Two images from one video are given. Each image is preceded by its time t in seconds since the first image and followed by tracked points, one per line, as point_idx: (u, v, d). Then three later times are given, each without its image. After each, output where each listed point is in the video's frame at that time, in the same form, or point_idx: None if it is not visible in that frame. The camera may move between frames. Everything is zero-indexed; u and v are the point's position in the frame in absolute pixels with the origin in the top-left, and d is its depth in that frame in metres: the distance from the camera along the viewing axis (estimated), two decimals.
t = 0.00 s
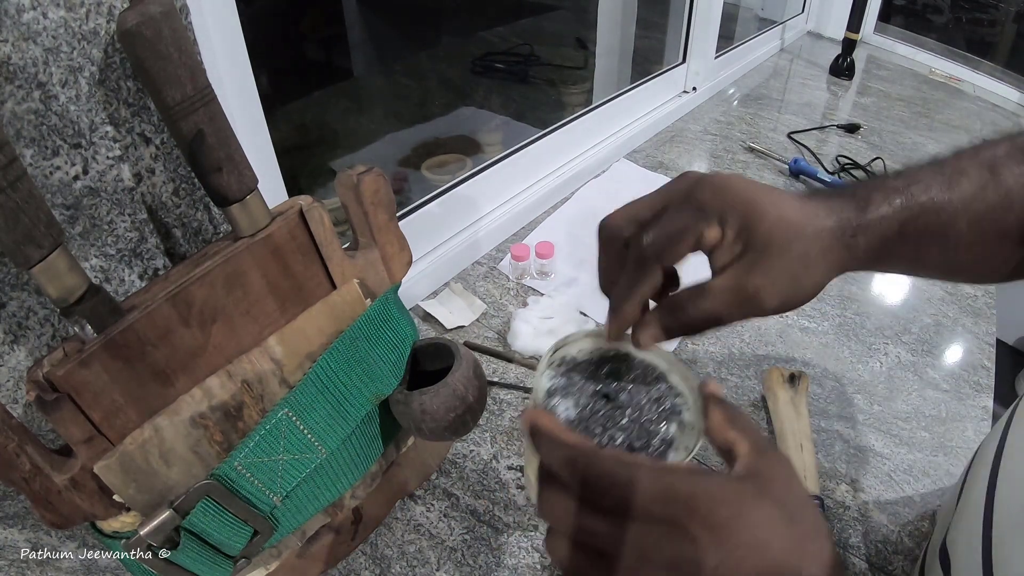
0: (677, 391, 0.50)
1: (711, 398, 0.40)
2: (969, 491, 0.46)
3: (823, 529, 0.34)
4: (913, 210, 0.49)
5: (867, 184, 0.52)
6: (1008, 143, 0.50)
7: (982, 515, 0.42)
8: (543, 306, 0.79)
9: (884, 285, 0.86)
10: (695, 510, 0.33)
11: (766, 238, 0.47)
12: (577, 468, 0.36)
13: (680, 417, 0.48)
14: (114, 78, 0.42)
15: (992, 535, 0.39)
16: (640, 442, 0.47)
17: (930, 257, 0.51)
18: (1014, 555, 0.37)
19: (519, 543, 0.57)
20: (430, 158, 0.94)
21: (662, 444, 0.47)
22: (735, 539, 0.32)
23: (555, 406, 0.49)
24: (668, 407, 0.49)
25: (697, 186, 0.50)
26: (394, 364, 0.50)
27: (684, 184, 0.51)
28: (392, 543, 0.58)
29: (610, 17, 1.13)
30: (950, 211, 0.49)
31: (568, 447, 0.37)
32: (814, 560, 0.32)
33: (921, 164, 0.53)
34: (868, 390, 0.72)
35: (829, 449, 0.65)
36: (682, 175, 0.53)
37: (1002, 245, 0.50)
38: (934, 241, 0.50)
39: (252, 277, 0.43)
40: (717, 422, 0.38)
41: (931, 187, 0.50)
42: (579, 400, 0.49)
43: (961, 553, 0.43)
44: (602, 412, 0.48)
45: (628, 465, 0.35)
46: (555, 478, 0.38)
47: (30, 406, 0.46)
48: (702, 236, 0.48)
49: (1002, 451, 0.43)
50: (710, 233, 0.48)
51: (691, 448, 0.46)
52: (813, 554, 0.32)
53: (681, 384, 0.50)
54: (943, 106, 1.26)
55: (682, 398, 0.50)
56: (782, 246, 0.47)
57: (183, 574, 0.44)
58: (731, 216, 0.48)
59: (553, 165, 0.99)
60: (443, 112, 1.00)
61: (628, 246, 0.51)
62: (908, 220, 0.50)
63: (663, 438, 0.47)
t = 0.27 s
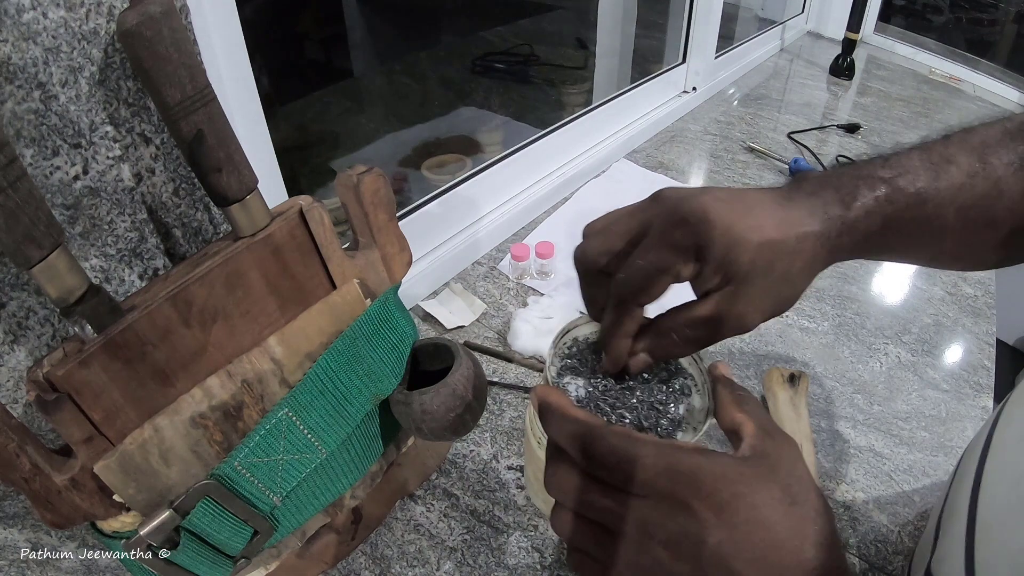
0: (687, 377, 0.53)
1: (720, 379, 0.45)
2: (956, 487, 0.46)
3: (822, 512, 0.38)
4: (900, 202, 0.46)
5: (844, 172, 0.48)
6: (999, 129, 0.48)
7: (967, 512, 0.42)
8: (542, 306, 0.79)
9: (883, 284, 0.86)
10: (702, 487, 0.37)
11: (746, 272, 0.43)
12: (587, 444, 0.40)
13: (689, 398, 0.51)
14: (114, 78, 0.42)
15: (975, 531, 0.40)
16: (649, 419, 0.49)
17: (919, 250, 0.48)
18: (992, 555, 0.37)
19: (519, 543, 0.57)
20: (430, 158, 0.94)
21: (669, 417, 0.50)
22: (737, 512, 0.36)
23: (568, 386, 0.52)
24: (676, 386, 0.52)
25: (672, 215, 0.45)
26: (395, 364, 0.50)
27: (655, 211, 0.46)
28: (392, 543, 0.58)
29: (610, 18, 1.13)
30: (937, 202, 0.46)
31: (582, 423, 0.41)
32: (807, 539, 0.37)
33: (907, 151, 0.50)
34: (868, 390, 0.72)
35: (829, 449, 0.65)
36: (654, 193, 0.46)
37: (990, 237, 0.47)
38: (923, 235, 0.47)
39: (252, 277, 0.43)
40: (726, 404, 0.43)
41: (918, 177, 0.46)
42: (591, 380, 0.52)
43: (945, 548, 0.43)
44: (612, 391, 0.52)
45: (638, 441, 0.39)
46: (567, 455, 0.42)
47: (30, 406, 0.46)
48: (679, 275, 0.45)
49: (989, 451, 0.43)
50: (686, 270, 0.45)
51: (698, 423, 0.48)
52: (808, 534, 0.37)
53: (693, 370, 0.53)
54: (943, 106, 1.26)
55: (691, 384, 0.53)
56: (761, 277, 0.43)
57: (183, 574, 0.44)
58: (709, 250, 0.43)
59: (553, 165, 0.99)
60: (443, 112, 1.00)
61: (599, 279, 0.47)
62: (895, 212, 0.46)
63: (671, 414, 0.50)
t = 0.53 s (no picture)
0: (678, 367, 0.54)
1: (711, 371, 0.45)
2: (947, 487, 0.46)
3: (807, 504, 0.38)
4: (893, 190, 0.45)
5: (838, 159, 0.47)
6: (997, 125, 0.48)
7: (955, 513, 0.42)
8: (543, 306, 0.79)
9: (883, 284, 0.86)
10: (682, 476, 0.37)
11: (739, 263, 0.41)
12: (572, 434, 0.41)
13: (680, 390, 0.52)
14: (114, 78, 0.42)
15: (963, 533, 0.40)
16: (640, 410, 0.50)
17: (909, 236, 0.48)
18: (983, 552, 0.37)
19: (518, 543, 0.57)
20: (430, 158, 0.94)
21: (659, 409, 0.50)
22: (720, 502, 0.36)
23: (559, 377, 0.52)
24: (667, 378, 0.53)
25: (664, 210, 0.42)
26: (395, 363, 0.50)
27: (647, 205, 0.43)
28: (392, 543, 0.58)
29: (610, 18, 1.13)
30: (931, 192, 0.45)
31: (567, 413, 0.41)
32: (790, 531, 0.37)
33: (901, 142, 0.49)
34: (868, 390, 0.72)
35: (829, 448, 0.65)
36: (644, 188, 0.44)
37: (982, 229, 0.47)
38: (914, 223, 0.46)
39: (252, 277, 0.43)
40: (714, 395, 0.43)
41: (914, 166, 0.45)
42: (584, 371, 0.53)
43: (936, 542, 0.44)
44: (603, 382, 0.52)
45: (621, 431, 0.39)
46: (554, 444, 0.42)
47: (30, 406, 0.46)
48: (672, 269, 0.42)
49: (978, 451, 0.43)
50: (679, 264, 0.43)
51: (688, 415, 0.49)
52: (789, 526, 0.36)
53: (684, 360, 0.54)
54: (943, 106, 1.26)
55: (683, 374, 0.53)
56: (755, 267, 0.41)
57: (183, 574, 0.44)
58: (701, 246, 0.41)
59: (553, 165, 0.99)
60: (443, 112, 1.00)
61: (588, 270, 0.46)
62: (887, 200, 0.45)
63: (661, 406, 0.51)
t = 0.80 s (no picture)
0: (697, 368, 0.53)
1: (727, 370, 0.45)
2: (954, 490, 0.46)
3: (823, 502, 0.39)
4: (898, 193, 0.44)
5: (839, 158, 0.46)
6: (1002, 118, 0.46)
7: (964, 517, 0.42)
8: (543, 306, 0.79)
9: (882, 284, 0.86)
10: (702, 469, 0.38)
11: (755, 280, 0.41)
12: (595, 426, 0.41)
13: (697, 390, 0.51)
14: (114, 78, 0.42)
15: (972, 538, 0.40)
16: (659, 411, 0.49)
17: (914, 236, 0.47)
18: (992, 551, 0.38)
19: (519, 543, 0.57)
20: (430, 158, 0.94)
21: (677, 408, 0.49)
22: (736, 496, 0.37)
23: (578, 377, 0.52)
24: (687, 380, 0.52)
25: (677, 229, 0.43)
26: (395, 363, 0.50)
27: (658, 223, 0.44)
28: (392, 543, 0.58)
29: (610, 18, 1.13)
30: (937, 192, 0.44)
31: (591, 403, 0.41)
32: (805, 528, 0.37)
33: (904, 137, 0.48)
34: (868, 390, 0.72)
35: (830, 448, 0.65)
36: (655, 203, 0.45)
37: (988, 227, 0.46)
38: (919, 223, 0.45)
39: (252, 277, 0.43)
40: (731, 393, 0.44)
41: (920, 166, 0.44)
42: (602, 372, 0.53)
43: (943, 540, 0.44)
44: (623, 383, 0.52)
45: (645, 422, 0.40)
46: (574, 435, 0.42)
47: (30, 406, 0.46)
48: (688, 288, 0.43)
49: (989, 449, 0.43)
50: (694, 284, 0.42)
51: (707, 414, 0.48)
52: (804, 523, 0.37)
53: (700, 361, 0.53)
54: (943, 106, 1.26)
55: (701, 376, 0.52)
56: (773, 283, 0.42)
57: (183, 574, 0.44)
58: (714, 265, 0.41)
59: (553, 165, 0.99)
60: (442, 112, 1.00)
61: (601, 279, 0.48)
62: (893, 203, 0.44)
63: (681, 406, 0.50)
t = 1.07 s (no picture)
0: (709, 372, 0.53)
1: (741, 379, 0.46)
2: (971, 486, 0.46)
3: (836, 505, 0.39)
4: (904, 189, 0.44)
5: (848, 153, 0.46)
6: (1007, 112, 0.47)
7: (981, 513, 0.42)
8: (543, 306, 0.79)
9: (882, 284, 0.86)
10: (716, 472, 0.38)
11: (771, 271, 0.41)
12: (609, 434, 0.40)
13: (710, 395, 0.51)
14: (114, 78, 0.42)
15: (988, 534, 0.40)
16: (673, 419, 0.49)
17: (918, 232, 0.47)
18: (1006, 551, 0.38)
19: (519, 543, 0.57)
20: (430, 158, 0.94)
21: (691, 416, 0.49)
22: (751, 499, 0.37)
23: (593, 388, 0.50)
24: (700, 386, 0.51)
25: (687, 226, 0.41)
26: (395, 364, 0.50)
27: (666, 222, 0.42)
28: (392, 543, 0.58)
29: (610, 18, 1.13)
30: (943, 188, 0.44)
31: (605, 413, 0.41)
32: (822, 529, 0.37)
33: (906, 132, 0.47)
34: (868, 390, 0.72)
35: (830, 449, 0.65)
36: (662, 203, 0.43)
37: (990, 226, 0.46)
38: (924, 219, 0.45)
39: (252, 277, 0.43)
40: (744, 402, 0.45)
41: (926, 162, 0.44)
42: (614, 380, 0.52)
43: (955, 539, 0.44)
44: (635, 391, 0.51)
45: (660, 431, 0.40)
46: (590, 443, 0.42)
47: (30, 406, 0.46)
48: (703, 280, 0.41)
49: (1005, 450, 0.43)
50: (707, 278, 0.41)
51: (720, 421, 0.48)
52: (821, 524, 0.37)
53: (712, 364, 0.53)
54: (943, 106, 1.26)
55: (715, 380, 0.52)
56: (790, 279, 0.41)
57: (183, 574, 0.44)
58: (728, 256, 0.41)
59: (553, 165, 0.99)
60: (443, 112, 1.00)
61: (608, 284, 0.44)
62: (901, 198, 0.44)
63: (695, 414, 0.50)
